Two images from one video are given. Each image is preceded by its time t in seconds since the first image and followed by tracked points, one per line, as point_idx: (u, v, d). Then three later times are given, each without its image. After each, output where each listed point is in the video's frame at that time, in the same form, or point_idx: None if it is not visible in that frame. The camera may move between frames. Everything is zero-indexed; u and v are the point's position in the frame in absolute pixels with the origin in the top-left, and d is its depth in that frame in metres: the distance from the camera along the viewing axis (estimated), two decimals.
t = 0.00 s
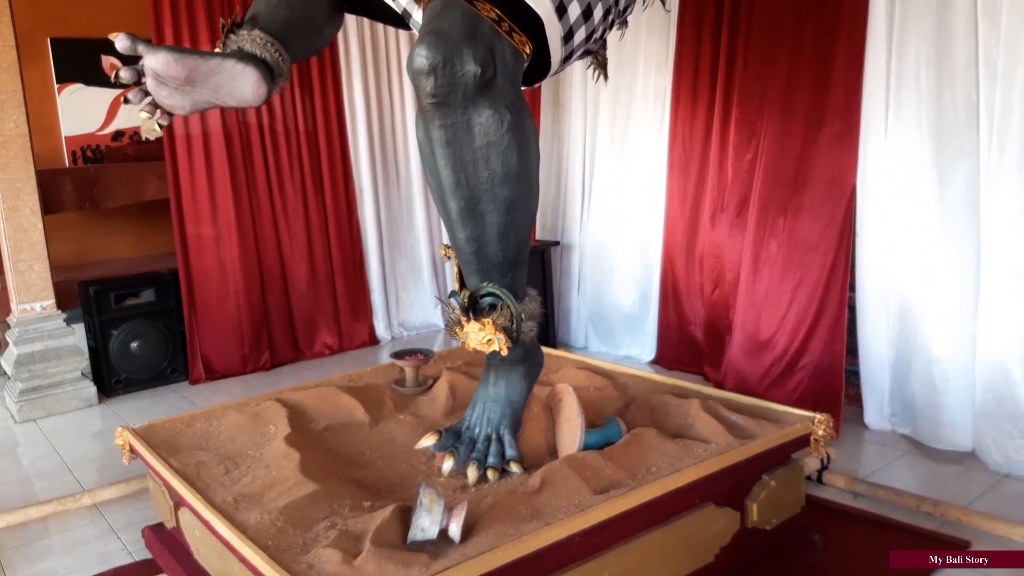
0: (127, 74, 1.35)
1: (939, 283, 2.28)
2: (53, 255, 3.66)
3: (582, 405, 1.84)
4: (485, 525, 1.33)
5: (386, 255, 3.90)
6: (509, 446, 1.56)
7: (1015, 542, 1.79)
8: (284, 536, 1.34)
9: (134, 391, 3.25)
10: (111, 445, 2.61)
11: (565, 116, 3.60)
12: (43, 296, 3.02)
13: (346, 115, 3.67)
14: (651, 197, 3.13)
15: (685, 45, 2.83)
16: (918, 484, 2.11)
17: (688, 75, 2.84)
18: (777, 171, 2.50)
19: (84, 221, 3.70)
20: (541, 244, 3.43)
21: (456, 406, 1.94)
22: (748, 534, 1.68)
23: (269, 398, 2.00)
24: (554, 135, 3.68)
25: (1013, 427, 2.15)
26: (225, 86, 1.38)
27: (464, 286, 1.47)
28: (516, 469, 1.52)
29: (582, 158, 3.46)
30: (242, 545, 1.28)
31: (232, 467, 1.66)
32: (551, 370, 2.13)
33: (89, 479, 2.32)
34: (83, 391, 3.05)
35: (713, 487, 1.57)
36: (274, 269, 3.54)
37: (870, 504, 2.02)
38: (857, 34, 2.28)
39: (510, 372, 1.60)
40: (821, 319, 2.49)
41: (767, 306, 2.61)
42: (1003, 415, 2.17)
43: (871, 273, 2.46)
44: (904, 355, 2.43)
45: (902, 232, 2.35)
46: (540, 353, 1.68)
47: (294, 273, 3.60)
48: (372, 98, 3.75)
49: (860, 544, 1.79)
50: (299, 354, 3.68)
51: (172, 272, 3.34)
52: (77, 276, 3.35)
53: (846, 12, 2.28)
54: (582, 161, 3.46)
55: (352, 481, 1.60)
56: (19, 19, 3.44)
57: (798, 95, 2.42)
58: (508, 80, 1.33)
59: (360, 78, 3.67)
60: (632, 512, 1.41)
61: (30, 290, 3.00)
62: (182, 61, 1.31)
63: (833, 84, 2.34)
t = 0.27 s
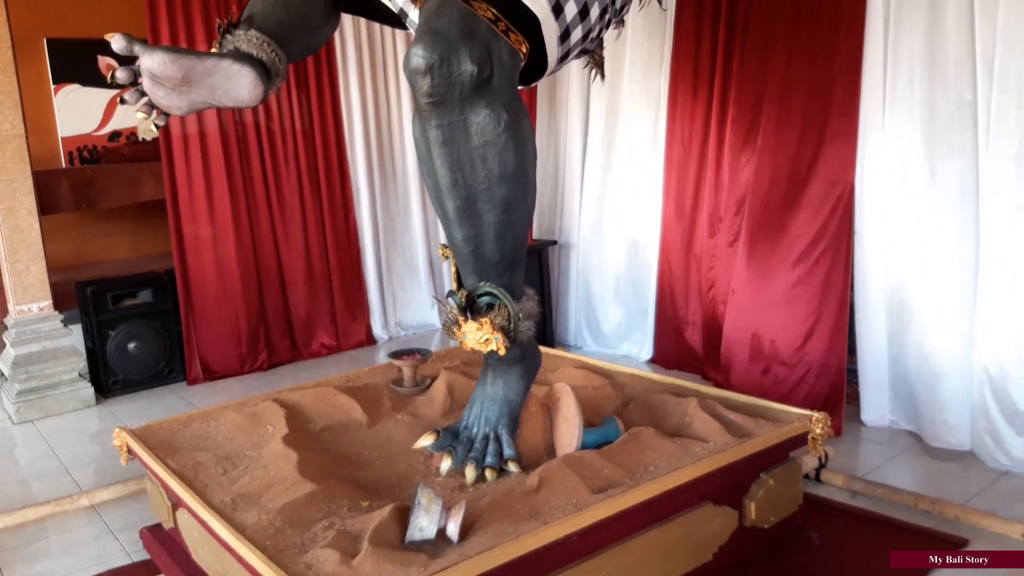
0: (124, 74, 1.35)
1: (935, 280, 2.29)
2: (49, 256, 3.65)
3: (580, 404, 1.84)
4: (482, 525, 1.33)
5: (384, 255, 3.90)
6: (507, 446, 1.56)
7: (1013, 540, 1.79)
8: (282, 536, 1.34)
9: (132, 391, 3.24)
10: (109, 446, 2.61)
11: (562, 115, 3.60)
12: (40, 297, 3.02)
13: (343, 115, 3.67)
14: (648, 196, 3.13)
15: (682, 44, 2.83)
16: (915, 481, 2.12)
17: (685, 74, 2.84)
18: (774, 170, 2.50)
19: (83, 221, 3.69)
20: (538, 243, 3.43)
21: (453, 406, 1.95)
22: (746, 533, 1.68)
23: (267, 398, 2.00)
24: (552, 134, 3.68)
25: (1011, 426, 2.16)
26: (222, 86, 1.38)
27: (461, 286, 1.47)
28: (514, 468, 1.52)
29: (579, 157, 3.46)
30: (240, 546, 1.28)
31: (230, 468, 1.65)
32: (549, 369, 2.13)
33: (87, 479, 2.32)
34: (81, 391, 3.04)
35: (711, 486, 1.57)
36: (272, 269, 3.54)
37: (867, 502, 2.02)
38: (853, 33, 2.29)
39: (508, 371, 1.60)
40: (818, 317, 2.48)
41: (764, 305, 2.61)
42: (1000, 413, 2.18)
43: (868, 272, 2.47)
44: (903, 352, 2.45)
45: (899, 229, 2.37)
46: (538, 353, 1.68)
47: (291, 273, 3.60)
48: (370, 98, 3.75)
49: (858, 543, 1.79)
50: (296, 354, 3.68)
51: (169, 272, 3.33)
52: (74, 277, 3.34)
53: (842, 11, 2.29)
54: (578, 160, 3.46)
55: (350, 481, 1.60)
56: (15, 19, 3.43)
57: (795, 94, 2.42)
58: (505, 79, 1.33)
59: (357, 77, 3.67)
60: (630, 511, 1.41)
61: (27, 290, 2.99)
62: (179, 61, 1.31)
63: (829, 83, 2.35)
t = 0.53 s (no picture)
0: (123, 72, 1.35)
1: (935, 279, 2.30)
2: (49, 254, 3.65)
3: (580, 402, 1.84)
4: (482, 523, 1.33)
5: (384, 253, 3.90)
6: (507, 444, 1.56)
7: (1013, 539, 1.79)
8: (282, 534, 1.34)
9: (132, 389, 3.24)
10: (109, 444, 2.61)
11: (562, 114, 3.60)
12: (40, 295, 3.02)
13: (343, 114, 3.66)
14: (648, 195, 3.13)
15: (683, 43, 2.83)
16: (915, 480, 2.12)
17: (685, 73, 2.84)
18: (774, 169, 2.50)
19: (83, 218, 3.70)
20: (538, 242, 3.43)
21: (453, 404, 1.95)
22: (746, 531, 1.68)
23: (267, 396, 2.00)
24: (552, 132, 3.68)
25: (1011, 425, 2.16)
26: (222, 84, 1.38)
27: (462, 284, 1.47)
28: (514, 466, 1.52)
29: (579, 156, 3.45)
30: (240, 544, 1.28)
31: (230, 466, 1.66)
32: (549, 368, 2.13)
33: (87, 477, 2.32)
34: (81, 389, 3.04)
35: (711, 484, 1.57)
36: (271, 267, 3.54)
37: (867, 500, 2.02)
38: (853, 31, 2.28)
39: (508, 369, 1.60)
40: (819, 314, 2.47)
41: (765, 303, 2.61)
42: (1000, 412, 2.18)
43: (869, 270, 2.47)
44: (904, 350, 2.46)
45: (900, 228, 2.38)
46: (538, 351, 1.68)
47: (291, 271, 3.60)
48: (370, 96, 3.75)
49: (858, 541, 1.79)
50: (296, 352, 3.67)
51: (169, 270, 3.33)
52: (74, 275, 3.34)
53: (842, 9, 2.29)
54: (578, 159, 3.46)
55: (350, 479, 1.60)
56: (15, 17, 3.43)
57: (795, 92, 2.42)
58: (505, 77, 1.33)
59: (357, 76, 3.67)
60: (630, 510, 1.41)
61: (27, 288, 2.99)
62: (179, 59, 1.30)
63: (831, 82, 2.34)
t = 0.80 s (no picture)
0: (123, 70, 1.35)
1: (935, 279, 2.30)
2: (49, 252, 3.65)
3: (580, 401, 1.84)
4: (482, 522, 1.33)
5: (384, 251, 3.90)
6: (507, 443, 1.56)
7: (1014, 539, 1.79)
8: (282, 532, 1.34)
9: (131, 387, 3.24)
10: (109, 442, 2.61)
11: (563, 112, 3.59)
12: (40, 293, 3.02)
13: (343, 112, 3.66)
14: (648, 194, 3.13)
15: (683, 42, 2.83)
16: (915, 479, 2.12)
17: (686, 72, 2.84)
18: (775, 168, 2.50)
19: (82, 219, 3.69)
20: (538, 241, 3.43)
21: (453, 402, 1.94)
22: (746, 531, 1.68)
23: (267, 395, 1.99)
24: (552, 131, 3.68)
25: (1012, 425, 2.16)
26: (223, 83, 1.38)
27: (462, 283, 1.47)
28: (514, 465, 1.52)
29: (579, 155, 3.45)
30: (239, 542, 1.28)
31: (230, 464, 1.65)
32: (549, 366, 2.13)
33: (87, 475, 2.32)
34: (81, 387, 3.04)
35: (711, 484, 1.57)
36: (271, 266, 3.53)
37: (868, 500, 2.02)
38: (854, 31, 2.29)
39: (508, 368, 1.60)
40: (826, 315, 2.48)
41: (767, 302, 2.61)
42: (1001, 412, 2.18)
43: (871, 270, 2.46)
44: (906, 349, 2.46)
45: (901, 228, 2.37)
46: (539, 350, 1.68)
47: (291, 270, 3.60)
48: (371, 95, 3.75)
49: (859, 541, 1.79)
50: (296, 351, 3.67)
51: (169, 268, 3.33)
52: (74, 274, 3.34)
53: (844, 9, 2.29)
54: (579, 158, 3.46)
55: (350, 477, 1.59)
56: (15, 15, 3.42)
57: (796, 92, 2.42)
58: (506, 76, 1.33)
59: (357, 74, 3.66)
60: (630, 509, 1.40)
61: (27, 287, 2.99)
62: (180, 56, 1.30)
63: (832, 81, 2.34)
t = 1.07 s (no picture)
0: (123, 74, 1.35)
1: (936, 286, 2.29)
2: (48, 255, 3.65)
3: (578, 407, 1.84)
4: (480, 530, 1.33)
5: (383, 255, 3.90)
6: (506, 449, 1.55)
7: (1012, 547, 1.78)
8: (279, 539, 1.34)
9: (130, 391, 3.24)
10: (106, 446, 2.60)
11: (562, 117, 3.59)
12: (39, 296, 3.01)
13: (342, 116, 3.66)
14: (647, 199, 3.13)
15: (682, 47, 2.83)
16: (914, 486, 2.12)
17: (686, 78, 2.83)
18: (774, 175, 2.50)
19: (82, 221, 3.69)
20: (537, 245, 3.43)
21: (452, 408, 1.94)
22: (744, 539, 1.68)
23: (265, 400, 1.99)
24: (551, 136, 3.68)
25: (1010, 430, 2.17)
26: (222, 87, 1.38)
27: (461, 289, 1.47)
28: (512, 472, 1.52)
29: (578, 160, 3.45)
30: (236, 549, 1.28)
31: (228, 470, 1.65)
32: (548, 372, 2.13)
33: (84, 480, 2.31)
34: (79, 391, 3.04)
35: (710, 490, 1.56)
36: (270, 269, 3.53)
37: (866, 508, 2.02)
38: (854, 38, 2.29)
39: (507, 374, 1.60)
40: (830, 322, 2.47)
41: (766, 308, 2.61)
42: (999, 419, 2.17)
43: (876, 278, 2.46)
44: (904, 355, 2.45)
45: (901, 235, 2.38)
46: (538, 356, 1.67)
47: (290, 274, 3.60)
48: (370, 99, 3.75)
49: (857, 549, 1.79)
50: (294, 354, 3.66)
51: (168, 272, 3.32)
52: (73, 277, 3.34)
53: (844, 16, 2.29)
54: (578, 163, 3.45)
55: (348, 484, 1.59)
56: (14, 17, 3.42)
57: (797, 98, 2.42)
58: (505, 81, 1.33)
59: (356, 78, 3.66)
60: (628, 517, 1.40)
61: (26, 290, 2.98)
62: (179, 60, 1.30)
63: (831, 89, 2.35)
